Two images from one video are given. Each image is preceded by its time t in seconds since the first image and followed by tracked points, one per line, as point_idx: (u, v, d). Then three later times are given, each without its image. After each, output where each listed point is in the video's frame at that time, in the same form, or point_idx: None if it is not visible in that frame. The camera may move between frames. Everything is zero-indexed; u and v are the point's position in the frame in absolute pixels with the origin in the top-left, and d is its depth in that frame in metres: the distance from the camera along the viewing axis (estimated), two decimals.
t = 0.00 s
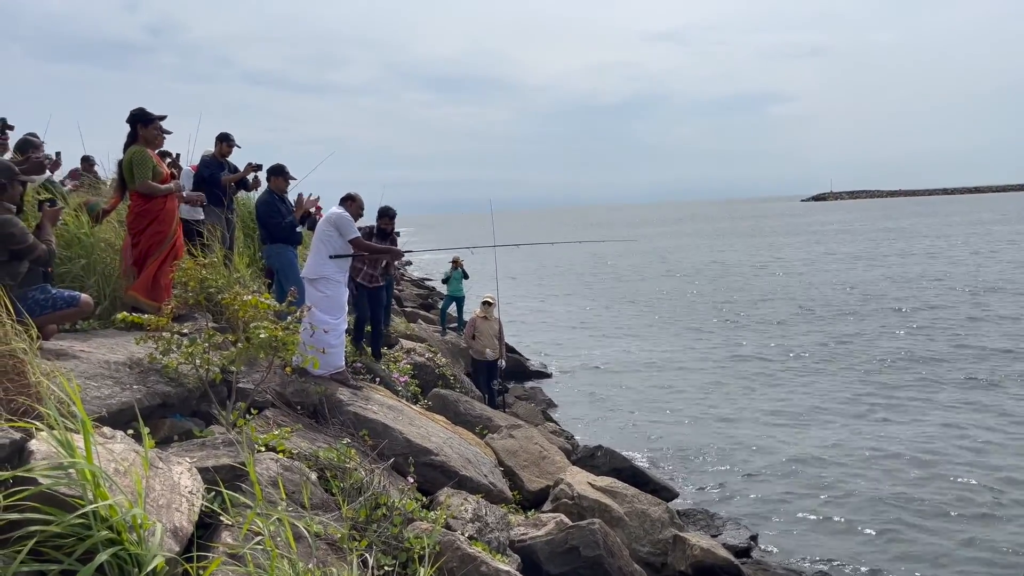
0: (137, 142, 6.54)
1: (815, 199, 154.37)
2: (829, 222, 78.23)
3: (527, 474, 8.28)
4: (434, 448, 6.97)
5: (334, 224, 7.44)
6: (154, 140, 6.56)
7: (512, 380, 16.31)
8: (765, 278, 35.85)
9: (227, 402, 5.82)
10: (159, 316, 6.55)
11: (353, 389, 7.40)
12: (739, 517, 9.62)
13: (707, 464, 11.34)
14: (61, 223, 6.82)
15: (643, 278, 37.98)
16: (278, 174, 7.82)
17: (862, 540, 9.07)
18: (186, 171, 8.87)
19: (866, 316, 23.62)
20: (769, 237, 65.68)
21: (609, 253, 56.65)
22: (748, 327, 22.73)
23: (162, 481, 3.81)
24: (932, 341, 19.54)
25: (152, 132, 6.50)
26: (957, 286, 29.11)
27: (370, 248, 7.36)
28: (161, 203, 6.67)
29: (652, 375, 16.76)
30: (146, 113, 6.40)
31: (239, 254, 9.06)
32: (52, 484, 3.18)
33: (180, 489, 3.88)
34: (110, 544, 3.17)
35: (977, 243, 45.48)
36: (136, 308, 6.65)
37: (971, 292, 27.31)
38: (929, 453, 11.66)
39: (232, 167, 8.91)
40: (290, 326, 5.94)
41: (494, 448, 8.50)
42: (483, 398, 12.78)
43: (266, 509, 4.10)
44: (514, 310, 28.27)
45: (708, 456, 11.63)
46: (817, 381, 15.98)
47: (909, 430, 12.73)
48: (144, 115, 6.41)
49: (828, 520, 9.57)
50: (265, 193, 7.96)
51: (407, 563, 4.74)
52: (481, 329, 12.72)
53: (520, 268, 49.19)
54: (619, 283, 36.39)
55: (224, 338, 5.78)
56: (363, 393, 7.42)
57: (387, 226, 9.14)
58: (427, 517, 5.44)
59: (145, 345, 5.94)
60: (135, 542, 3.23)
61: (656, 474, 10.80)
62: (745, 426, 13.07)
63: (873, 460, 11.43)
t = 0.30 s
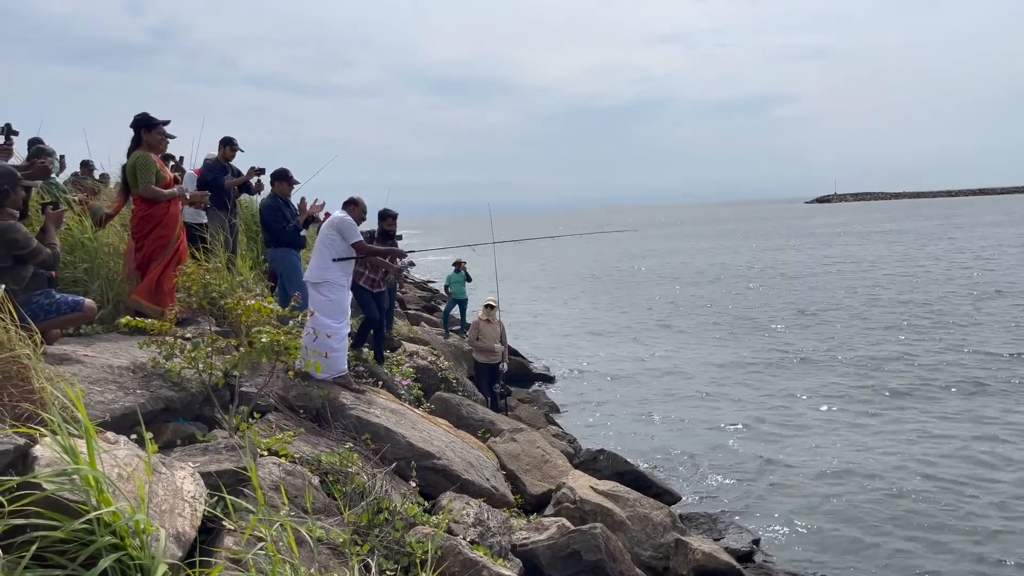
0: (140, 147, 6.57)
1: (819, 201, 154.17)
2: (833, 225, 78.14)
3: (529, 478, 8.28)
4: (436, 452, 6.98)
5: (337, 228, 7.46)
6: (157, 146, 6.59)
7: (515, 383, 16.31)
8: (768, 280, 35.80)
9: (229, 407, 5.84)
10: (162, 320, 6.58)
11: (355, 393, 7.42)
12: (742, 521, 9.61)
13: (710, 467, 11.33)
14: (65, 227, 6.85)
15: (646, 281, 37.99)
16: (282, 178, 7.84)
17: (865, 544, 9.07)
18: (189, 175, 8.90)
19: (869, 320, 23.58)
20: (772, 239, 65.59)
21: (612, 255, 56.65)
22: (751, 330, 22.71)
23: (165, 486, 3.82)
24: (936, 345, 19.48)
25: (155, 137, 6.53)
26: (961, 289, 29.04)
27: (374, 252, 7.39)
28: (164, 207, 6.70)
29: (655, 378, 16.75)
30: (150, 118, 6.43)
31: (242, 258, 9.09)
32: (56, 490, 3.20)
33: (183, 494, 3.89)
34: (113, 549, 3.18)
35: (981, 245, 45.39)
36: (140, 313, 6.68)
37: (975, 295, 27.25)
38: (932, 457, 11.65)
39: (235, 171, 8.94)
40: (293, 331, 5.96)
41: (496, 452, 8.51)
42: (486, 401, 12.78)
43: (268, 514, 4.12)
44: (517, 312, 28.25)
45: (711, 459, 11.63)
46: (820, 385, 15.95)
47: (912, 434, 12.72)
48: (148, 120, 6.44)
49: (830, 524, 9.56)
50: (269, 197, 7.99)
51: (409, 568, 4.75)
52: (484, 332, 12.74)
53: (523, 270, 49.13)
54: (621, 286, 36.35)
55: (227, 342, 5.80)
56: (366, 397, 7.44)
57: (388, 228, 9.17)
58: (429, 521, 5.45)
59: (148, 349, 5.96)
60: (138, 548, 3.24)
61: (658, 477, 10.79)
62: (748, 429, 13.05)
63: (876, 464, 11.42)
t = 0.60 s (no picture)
0: (151, 154, 6.65)
1: (825, 203, 153.81)
2: (839, 227, 77.95)
3: (535, 481, 8.33)
4: (442, 455, 7.04)
5: (344, 233, 7.53)
6: (168, 152, 6.68)
7: (521, 386, 16.36)
8: (774, 282, 35.79)
9: (238, 411, 5.91)
10: (172, 324, 6.65)
11: (362, 396, 7.48)
12: (747, 524, 9.64)
13: (715, 470, 11.36)
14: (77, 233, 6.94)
15: (651, 284, 37.98)
16: (290, 184, 7.94)
17: (869, 547, 9.10)
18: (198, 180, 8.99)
19: (875, 322, 23.55)
20: (777, 241, 65.50)
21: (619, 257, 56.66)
22: (756, 333, 22.71)
23: (176, 490, 3.90)
24: (943, 348, 19.45)
25: (165, 143, 6.62)
26: (967, 291, 28.98)
27: (380, 257, 7.47)
28: (174, 213, 6.77)
29: (660, 381, 16.78)
30: (160, 126, 6.52)
31: (250, 262, 9.18)
32: (71, 493, 3.28)
33: (194, 497, 3.96)
34: (126, 552, 3.25)
35: (988, 248, 45.28)
36: (149, 318, 6.75)
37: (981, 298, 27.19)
38: (937, 461, 11.66)
39: (243, 176, 9.03)
40: (302, 336, 6.04)
41: (501, 455, 8.57)
42: (492, 404, 12.84)
43: (278, 517, 4.19)
44: (522, 315, 28.30)
45: (716, 463, 11.66)
46: (825, 388, 15.96)
47: (917, 437, 12.73)
48: (158, 127, 6.53)
49: (835, 527, 9.59)
50: (278, 202, 8.07)
51: (415, 570, 4.82)
52: (490, 336, 12.81)
53: (528, 274, 49.17)
54: (627, 289, 36.36)
55: (236, 347, 5.88)
56: (373, 400, 7.51)
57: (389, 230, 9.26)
58: (435, 524, 5.52)
59: (159, 353, 6.04)
60: (150, 550, 3.31)
61: (663, 480, 10.83)
62: (753, 432, 13.08)
63: (881, 467, 11.44)
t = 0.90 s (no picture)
0: (164, 158, 6.74)
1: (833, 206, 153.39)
2: (848, 230, 77.80)
3: (542, 483, 8.38)
4: (451, 457, 7.10)
5: (353, 236, 7.61)
6: (180, 157, 6.76)
7: (528, 388, 16.41)
8: (781, 286, 35.73)
9: (250, 412, 5.99)
10: (185, 328, 6.73)
11: (371, 399, 7.55)
12: (755, 527, 9.66)
13: (723, 473, 11.38)
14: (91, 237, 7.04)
15: (658, 287, 37.96)
16: (300, 188, 8.02)
17: (878, 551, 9.09)
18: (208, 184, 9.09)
19: (883, 325, 23.54)
20: (785, 245, 65.38)
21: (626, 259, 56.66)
22: (764, 336, 22.70)
23: (191, 489, 3.97)
24: (952, 351, 19.42)
25: (178, 149, 6.70)
26: (976, 294, 28.89)
27: (389, 260, 7.54)
28: (186, 217, 6.86)
29: (668, 384, 16.81)
30: (174, 131, 6.60)
31: (260, 266, 9.27)
32: (90, 492, 3.35)
33: (209, 496, 4.03)
34: (144, 549, 3.31)
35: (996, 251, 45.09)
36: (163, 321, 6.84)
37: (990, 301, 27.11)
38: (946, 463, 11.66)
39: (254, 180, 9.13)
40: (313, 339, 6.11)
41: (509, 457, 8.63)
42: (500, 407, 12.89)
43: (291, 517, 4.25)
44: (529, 318, 28.33)
45: (724, 466, 11.67)
46: (833, 391, 15.96)
47: (925, 440, 12.73)
48: (171, 133, 6.61)
49: (843, 530, 9.60)
50: (288, 206, 8.16)
51: (425, 570, 4.89)
52: (498, 338, 12.88)
53: (535, 277, 49.21)
54: (634, 292, 36.36)
55: (248, 350, 5.96)
56: (382, 403, 7.57)
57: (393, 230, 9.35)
58: (445, 524, 5.58)
59: (172, 356, 6.12)
60: (168, 548, 3.37)
61: (671, 483, 10.85)
62: (761, 435, 13.09)
63: (889, 470, 11.44)
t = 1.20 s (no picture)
0: (180, 165, 6.83)
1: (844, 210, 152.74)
2: (859, 234, 77.47)
3: (554, 486, 8.42)
4: (463, 460, 7.15)
5: (365, 241, 7.68)
6: (196, 163, 6.85)
7: (539, 392, 16.44)
8: (792, 289, 35.63)
9: (264, 415, 6.06)
10: (200, 331, 6.83)
11: (384, 402, 7.61)
12: (767, 531, 9.66)
13: (734, 477, 11.38)
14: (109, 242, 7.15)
15: (668, 291, 37.92)
16: (314, 193, 8.11)
17: (891, 556, 9.07)
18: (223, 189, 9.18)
19: (895, 329, 23.45)
20: (795, 248, 65.16)
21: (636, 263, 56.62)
22: (775, 340, 22.66)
23: (210, 490, 4.04)
24: (966, 355, 19.32)
25: (194, 155, 6.79)
26: (988, 298, 28.74)
27: (401, 263, 7.61)
28: (202, 223, 6.95)
29: (678, 388, 16.81)
30: (190, 138, 6.69)
31: (273, 270, 9.36)
32: (112, 492, 3.41)
33: (226, 497, 4.10)
34: (164, 549, 3.38)
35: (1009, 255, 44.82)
36: (178, 324, 6.93)
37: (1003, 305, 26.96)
38: (959, 468, 11.62)
39: (267, 186, 9.23)
40: (327, 342, 6.18)
41: (521, 460, 8.67)
42: (511, 410, 12.93)
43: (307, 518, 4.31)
44: (540, 322, 28.35)
45: (735, 470, 11.66)
46: (845, 395, 15.93)
47: (937, 444, 12.69)
48: (188, 139, 6.70)
49: (855, 535, 9.58)
50: (301, 211, 8.25)
51: (439, 571, 4.94)
52: (509, 342, 12.92)
53: (545, 281, 49.22)
54: (644, 296, 36.33)
55: (263, 353, 6.03)
56: (394, 406, 7.63)
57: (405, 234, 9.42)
58: (457, 526, 5.64)
59: (188, 359, 6.20)
60: (187, 547, 3.44)
61: (682, 487, 10.86)
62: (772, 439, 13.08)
63: (901, 474, 11.42)
